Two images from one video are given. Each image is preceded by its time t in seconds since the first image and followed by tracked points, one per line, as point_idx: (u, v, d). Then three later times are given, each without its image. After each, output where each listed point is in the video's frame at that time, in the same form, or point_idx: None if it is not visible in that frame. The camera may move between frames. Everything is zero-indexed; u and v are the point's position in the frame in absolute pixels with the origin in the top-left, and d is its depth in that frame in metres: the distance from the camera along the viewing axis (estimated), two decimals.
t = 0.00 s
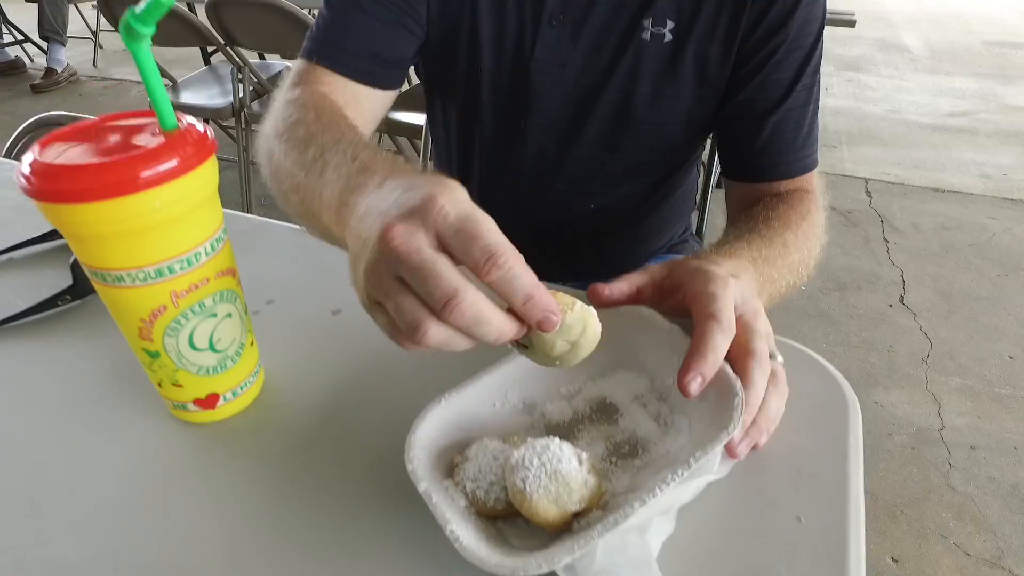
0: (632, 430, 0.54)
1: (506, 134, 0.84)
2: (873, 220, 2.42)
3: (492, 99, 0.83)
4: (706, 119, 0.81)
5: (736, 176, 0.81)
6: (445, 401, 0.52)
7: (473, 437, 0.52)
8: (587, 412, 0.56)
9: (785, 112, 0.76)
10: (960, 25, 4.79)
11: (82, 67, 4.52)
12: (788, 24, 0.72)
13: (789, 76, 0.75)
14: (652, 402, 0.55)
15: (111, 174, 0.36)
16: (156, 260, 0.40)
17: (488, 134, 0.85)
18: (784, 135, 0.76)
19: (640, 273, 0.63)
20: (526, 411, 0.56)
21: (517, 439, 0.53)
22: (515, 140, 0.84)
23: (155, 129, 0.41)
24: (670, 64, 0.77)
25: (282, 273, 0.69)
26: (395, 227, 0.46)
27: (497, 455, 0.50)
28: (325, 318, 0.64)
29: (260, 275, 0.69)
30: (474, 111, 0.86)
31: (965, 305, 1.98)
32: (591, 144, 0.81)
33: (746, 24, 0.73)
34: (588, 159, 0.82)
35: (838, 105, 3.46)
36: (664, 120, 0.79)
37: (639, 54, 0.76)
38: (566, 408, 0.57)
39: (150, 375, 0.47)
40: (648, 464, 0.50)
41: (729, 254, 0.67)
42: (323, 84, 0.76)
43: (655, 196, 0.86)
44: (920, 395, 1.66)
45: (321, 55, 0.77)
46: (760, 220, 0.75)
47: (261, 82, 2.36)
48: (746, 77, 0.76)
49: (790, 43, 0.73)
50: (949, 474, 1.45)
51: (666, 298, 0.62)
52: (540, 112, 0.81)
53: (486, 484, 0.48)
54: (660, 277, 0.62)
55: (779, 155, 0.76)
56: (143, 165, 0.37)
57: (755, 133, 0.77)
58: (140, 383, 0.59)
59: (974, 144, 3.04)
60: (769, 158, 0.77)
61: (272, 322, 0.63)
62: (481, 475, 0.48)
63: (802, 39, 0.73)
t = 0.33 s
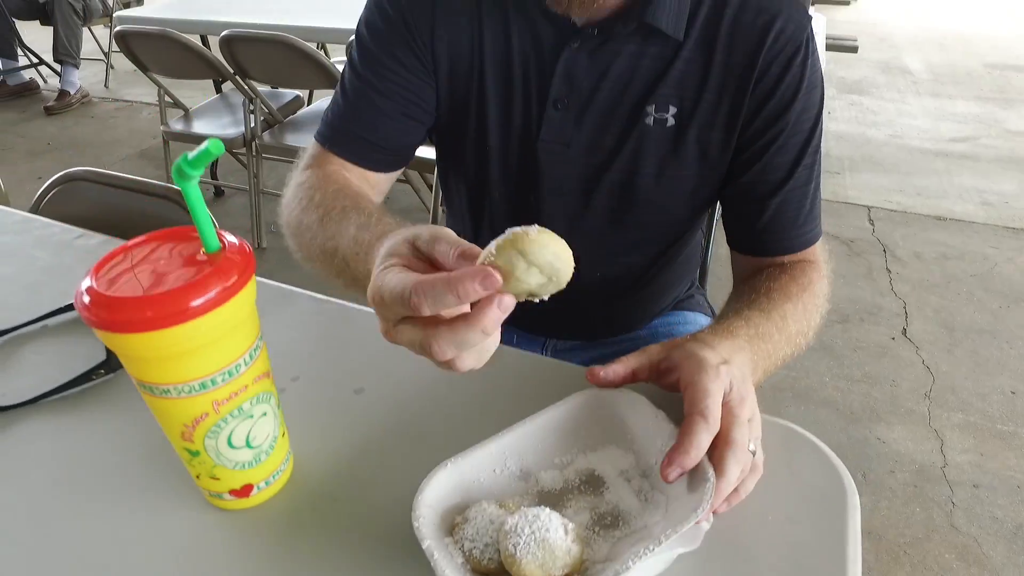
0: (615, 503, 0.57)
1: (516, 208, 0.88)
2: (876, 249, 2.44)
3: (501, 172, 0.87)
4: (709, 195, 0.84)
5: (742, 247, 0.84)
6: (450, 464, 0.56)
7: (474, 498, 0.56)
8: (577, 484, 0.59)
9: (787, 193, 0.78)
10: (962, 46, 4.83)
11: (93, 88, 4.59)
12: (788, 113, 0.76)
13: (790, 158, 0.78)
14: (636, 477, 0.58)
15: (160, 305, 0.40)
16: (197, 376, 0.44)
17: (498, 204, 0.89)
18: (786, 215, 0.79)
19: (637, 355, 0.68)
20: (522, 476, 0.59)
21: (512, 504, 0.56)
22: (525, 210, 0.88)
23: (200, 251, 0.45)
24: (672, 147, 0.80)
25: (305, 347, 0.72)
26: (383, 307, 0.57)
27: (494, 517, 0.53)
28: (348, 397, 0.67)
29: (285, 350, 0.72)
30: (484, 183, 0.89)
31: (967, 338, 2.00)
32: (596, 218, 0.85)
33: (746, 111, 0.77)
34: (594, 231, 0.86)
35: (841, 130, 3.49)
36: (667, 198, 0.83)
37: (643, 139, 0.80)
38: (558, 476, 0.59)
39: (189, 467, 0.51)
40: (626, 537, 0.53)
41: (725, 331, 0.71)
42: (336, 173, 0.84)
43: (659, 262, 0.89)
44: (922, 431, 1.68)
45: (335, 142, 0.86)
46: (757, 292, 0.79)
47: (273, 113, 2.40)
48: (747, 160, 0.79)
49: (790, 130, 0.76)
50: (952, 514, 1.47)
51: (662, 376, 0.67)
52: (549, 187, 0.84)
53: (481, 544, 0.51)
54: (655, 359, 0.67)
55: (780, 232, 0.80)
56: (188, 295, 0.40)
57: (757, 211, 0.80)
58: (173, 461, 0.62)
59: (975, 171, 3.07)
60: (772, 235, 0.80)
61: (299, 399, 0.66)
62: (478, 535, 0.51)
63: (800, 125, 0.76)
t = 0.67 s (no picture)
0: (585, 539, 0.59)
1: (513, 285, 0.87)
2: (878, 291, 2.45)
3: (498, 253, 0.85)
4: (707, 273, 0.84)
5: (742, 314, 0.85)
6: (441, 486, 0.60)
7: (457, 518, 0.59)
8: (553, 516, 0.61)
9: (785, 270, 0.79)
10: (958, 86, 4.91)
11: (104, 125, 4.68)
12: (784, 196, 0.77)
13: (787, 237, 0.79)
14: (608, 516, 0.61)
15: (172, 413, 0.40)
16: (204, 477, 0.44)
17: (497, 284, 0.88)
18: (783, 291, 0.80)
19: (624, 406, 0.67)
20: (505, 504, 0.61)
21: (490, 527, 0.58)
22: (523, 289, 0.86)
23: (208, 350, 0.45)
24: (669, 230, 0.80)
25: (310, 424, 0.72)
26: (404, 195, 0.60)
27: (471, 538, 0.55)
28: (353, 477, 0.67)
29: (289, 427, 0.72)
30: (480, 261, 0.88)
31: (972, 384, 1.99)
32: (596, 295, 0.85)
33: (741, 199, 0.77)
34: (593, 307, 0.86)
35: (841, 169, 3.53)
36: (666, 278, 0.83)
37: (641, 223, 0.79)
38: (537, 507, 0.62)
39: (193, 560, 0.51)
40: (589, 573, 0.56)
41: (715, 387, 0.72)
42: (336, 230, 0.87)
43: (659, 331, 0.90)
44: (929, 481, 1.66)
45: (337, 219, 0.89)
46: (754, 352, 0.81)
47: (279, 157, 2.43)
48: (746, 241, 0.80)
49: (786, 212, 0.77)
50: (962, 569, 1.45)
51: (646, 428, 0.67)
52: (547, 268, 0.83)
53: (456, 561, 0.54)
54: (641, 413, 0.66)
55: (780, 305, 0.80)
56: (199, 402, 0.41)
57: (758, 287, 0.81)
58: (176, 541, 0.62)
59: (974, 211, 3.09)
60: (769, 308, 0.81)
61: (303, 478, 0.66)
62: (454, 553, 0.54)
63: (794, 207, 0.77)
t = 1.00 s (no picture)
0: None
1: (511, 374, 0.87)
2: (881, 347, 2.44)
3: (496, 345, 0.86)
4: (706, 365, 0.84)
5: (745, 403, 0.84)
6: None
7: None
8: None
9: (787, 365, 0.79)
10: (951, 137, 5.01)
11: (110, 175, 4.75)
12: (784, 293, 0.77)
13: (789, 330, 0.79)
14: None
15: (168, 549, 0.40)
16: None
17: (496, 375, 0.88)
18: (786, 384, 0.80)
19: (624, 503, 0.64)
20: None
21: None
22: (522, 380, 0.86)
23: (208, 473, 0.45)
24: (666, 324, 0.80)
25: (308, 520, 0.71)
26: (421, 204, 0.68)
27: None
28: None
29: (287, 523, 0.70)
30: (477, 352, 0.89)
31: (980, 445, 1.96)
32: (593, 387, 0.85)
33: (740, 296, 0.78)
34: (591, 398, 0.85)
35: (839, 221, 3.57)
36: (664, 370, 0.83)
37: (637, 319, 0.80)
38: None
39: None
40: None
41: (716, 482, 0.72)
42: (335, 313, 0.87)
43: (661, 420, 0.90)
44: (942, 550, 1.62)
45: (335, 306, 0.88)
46: (755, 440, 0.80)
47: (282, 214, 2.46)
48: (747, 335, 0.80)
49: (787, 306, 0.77)
50: None
51: (645, 527, 0.64)
52: (545, 360, 0.83)
53: None
54: (640, 512, 0.63)
55: (785, 394, 0.80)
56: (195, 537, 0.40)
57: (760, 379, 0.81)
58: None
59: (974, 264, 3.10)
60: (776, 396, 0.80)
61: None
62: None
63: (794, 302, 0.77)
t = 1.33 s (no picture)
0: None
1: (519, 445, 0.87)
2: (888, 398, 2.41)
3: (504, 417, 0.86)
4: (718, 435, 0.84)
5: (760, 475, 0.84)
6: None
7: None
8: None
9: (804, 436, 0.79)
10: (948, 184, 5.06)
11: (115, 219, 4.79)
12: (799, 367, 0.77)
13: (802, 404, 0.79)
14: None
15: None
16: None
17: (505, 445, 0.88)
18: (804, 455, 0.80)
19: None
20: None
21: None
22: (531, 452, 0.86)
23: None
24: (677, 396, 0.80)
25: None
26: (433, 258, 0.67)
27: None
28: None
29: None
30: (488, 422, 0.89)
31: (995, 501, 1.92)
32: (603, 459, 0.85)
33: (755, 368, 0.78)
34: (601, 470, 0.85)
35: (840, 267, 3.58)
36: (675, 442, 0.83)
37: (650, 393, 0.80)
38: None
39: None
40: None
41: (733, 567, 0.75)
42: (339, 382, 0.86)
43: (673, 491, 0.89)
44: None
45: (340, 374, 0.88)
46: (771, 517, 0.80)
47: (284, 263, 2.47)
48: (761, 406, 0.80)
49: (801, 380, 0.78)
50: None
51: None
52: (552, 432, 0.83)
53: None
54: None
55: (801, 467, 0.80)
56: None
57: (775, 451, 0.81)
58: None
59: (978, 311, 3.09)
60: (792, 469, 0.80)
61: None
62: None
63: (808, 374, 0.78)
